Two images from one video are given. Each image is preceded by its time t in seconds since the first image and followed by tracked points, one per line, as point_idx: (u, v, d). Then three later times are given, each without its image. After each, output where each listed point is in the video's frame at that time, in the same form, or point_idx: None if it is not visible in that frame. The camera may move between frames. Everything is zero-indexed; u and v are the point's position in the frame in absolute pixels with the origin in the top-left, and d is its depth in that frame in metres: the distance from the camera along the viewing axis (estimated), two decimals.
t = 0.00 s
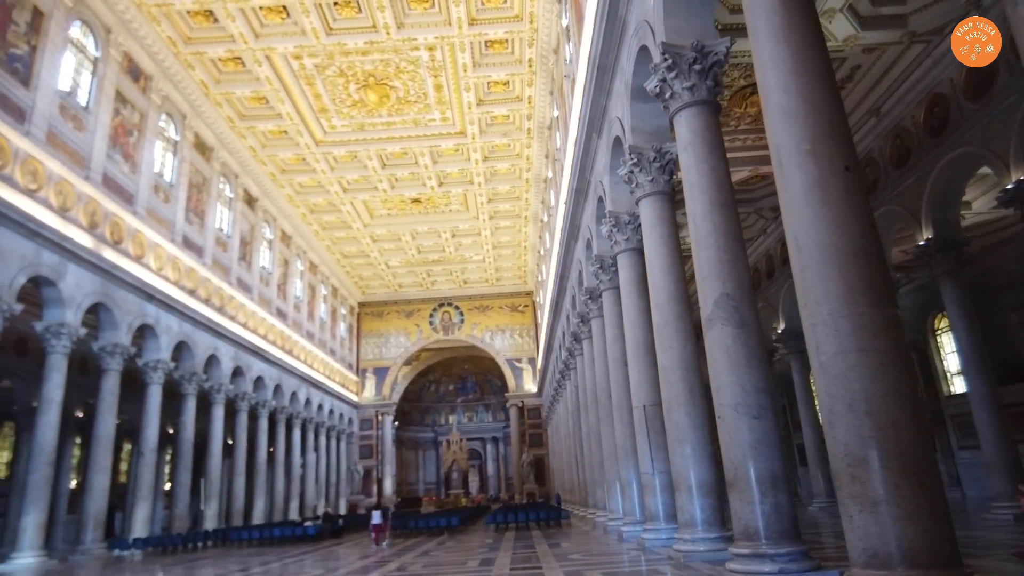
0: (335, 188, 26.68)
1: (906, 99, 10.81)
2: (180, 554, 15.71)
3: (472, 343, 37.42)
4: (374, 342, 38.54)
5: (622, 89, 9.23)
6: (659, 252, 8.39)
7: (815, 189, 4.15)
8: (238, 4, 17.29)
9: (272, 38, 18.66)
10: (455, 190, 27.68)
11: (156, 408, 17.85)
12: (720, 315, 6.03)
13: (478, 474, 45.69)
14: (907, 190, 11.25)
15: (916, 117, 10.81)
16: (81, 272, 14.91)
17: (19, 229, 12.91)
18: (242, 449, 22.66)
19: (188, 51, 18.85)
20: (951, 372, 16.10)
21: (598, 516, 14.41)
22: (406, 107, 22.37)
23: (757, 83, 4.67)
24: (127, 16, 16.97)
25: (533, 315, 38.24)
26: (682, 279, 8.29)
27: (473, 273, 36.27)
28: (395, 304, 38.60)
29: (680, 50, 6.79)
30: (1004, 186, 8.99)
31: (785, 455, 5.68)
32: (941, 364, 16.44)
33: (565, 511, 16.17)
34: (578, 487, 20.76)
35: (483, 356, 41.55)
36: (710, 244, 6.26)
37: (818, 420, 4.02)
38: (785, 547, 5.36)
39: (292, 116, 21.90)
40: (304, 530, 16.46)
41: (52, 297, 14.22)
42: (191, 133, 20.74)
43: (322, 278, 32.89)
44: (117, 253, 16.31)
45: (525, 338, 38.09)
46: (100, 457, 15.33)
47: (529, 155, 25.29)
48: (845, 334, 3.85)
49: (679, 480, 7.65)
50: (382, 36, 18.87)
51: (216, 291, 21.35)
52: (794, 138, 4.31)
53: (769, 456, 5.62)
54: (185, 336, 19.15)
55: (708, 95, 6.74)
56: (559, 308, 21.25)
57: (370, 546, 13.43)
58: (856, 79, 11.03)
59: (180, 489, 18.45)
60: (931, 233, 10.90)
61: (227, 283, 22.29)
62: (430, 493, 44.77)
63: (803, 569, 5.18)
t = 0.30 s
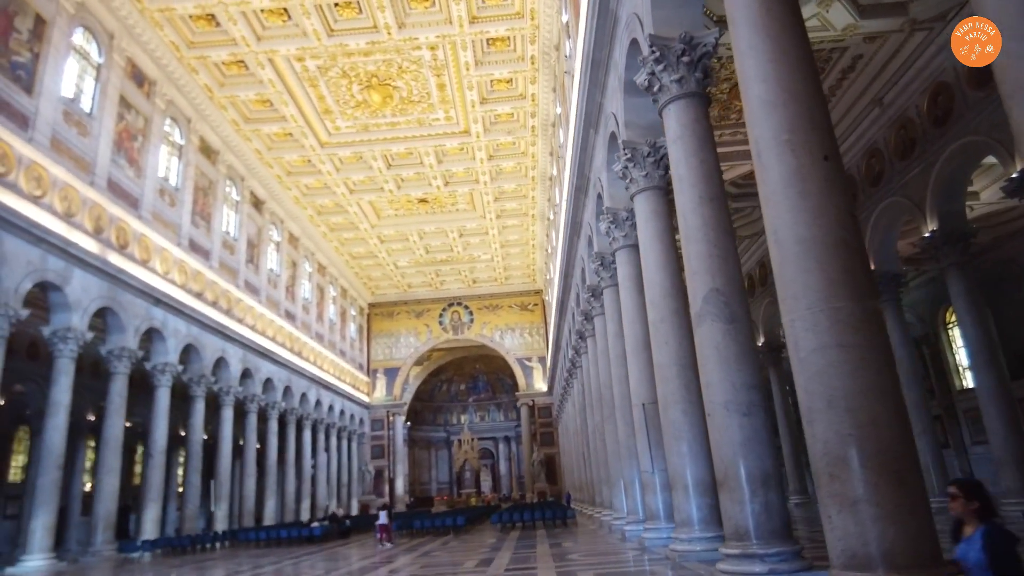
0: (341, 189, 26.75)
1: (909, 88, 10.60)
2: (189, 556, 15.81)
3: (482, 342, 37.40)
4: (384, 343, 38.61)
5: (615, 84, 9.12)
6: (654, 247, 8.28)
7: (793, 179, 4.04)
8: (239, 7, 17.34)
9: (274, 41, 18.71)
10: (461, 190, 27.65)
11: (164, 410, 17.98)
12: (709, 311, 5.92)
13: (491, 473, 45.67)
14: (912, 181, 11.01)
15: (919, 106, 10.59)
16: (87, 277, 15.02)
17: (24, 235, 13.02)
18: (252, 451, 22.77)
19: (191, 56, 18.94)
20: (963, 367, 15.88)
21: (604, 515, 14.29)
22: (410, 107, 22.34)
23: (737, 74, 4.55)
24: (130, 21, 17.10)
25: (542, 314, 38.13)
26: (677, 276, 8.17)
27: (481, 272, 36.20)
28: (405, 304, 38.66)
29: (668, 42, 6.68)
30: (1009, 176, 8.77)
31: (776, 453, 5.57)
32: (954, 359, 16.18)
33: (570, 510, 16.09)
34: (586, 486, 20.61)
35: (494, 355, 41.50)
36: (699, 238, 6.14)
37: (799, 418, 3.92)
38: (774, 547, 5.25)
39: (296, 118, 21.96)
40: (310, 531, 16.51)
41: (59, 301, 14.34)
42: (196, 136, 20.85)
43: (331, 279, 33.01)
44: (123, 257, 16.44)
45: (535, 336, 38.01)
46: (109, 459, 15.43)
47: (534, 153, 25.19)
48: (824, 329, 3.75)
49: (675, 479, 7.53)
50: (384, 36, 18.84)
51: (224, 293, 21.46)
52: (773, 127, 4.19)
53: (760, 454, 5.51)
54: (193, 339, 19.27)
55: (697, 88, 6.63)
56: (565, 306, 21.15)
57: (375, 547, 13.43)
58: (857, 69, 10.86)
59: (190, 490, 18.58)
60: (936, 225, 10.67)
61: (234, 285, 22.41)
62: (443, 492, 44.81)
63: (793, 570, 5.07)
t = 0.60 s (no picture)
0: (341, 192, 26.75)
1: (903, 87, 10.51)
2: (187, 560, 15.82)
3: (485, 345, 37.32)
4: (387, 345, 38.59)
5: (603, 84, 9.06)
6: (642, 248, 8.21)
7: (765, 177, 3.96)
8: (236, 11, 17.37)
9: (271, 44, 18.73)
10: (461, 192, 27.61)
11: (163, 414, 18.00)
12: (692, 311, 5.84)
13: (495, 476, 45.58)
14: (907, 180, 10.90)
15: (914, 104, 10.47)
16: (84, 281, 15.06)
17: (19, 240, 13.05)
18: (252, 455, 22.77)
19: (189, 60, 18.99)
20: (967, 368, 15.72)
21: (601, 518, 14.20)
22: (408, 110, 22.32)
23: (712, 71, 4.47)
24: (127, 27, 17.16)
25: (545, 316, 38.03)
26: (666, 276, 8.10)
27: (483, 274, 36.11)
28: (407, 307, 38.64)
29: (651, 41, 6.62)
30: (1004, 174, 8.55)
31: (760, 456, 5.47)
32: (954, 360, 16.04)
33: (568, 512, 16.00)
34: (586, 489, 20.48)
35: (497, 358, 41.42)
36: (682, 239, 6.06)
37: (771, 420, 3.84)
38: (757, 552, 5.15)
39: (294, 122, 21.97)
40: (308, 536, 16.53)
41: (55, 306, 14.37)
42: (195, 140, 20.91)
43: (332, 282, 33.02)
44: (121, 261, 16.47)
45: (538, 338, 37.91)
46: (107, 463, 15.40)
47: (534, 155, 25.14)
48: (795, 330, 3.68)
49: (664, 482, 7.41)
50: (380, 39, 18.83)
51: (223, 297, 21.46)
52: (745, 125, 4.12)
53: (743, 457, 5.42)
54: (191, 343, 19.27)
55: (681, 87, 6.56)
56: (564, 308, 21.04)
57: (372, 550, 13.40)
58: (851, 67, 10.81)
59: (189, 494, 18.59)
60: (931, 224, 10.54)
61: (234, 289, 22.43)
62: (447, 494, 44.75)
63: (775, 575, 4.97)
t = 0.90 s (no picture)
0: (346, 191, 26.79)
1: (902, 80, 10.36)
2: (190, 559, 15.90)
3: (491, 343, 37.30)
4: (394, 344, 38.63)
5: (594, 80, 9.00)
6: (633, 245, 8.15)
7: (738, 172, 3.89)
8: (236, 12, 17.41)
9: (272, 45, 18.78)
10: (465, 190, 27.58)
11: (168, 414, 18.11)
12: (677, 309, 5.77)
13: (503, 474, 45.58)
14: (907, 175, 10.74)
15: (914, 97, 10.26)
16: (87, 282, 15.16)
17: (22, 242, 13.16)
18: (258, 454, 22.85)
19: (191, 61, 19.07)
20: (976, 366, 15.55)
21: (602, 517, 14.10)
22: (410, 109, 22.30)
23: (688, 65, 4.39)
24: (128, 29, 17.25)
25: (551, 313, 37.95)
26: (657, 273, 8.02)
27: (489, 272, 36.08)
28: (413, 305, 38.68)
29: (637, 35, 6.57)
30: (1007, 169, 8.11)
31: (746, 454, 5.38)
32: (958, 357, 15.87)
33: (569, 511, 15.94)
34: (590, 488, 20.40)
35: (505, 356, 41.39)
36: (667, 235, 5.99)
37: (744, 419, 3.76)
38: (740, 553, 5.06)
39: (297, 122, 22.01)
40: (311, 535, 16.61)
41: (58, 307, 14.48)
42: (198, 141, 21.02)
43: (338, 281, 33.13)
44: (124, 262, 16.58)
45: (544, 336, 37.84)
46: (111, 463, 15.48)
47: (537, 152, 25.08)
48: (767, 328, 3.60)
49: (655, 480, 7.29)
50: (380, 38, 18.82)
51: (227, 297, 21.55)
52: (719, 118, 4.05)
53: (728, 455, 5.33)
54: (195, 343, 19.37)
55: (667, 81, 6.49)
56: (567, 306, 20.94)
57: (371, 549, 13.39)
58: (850, 60, 10.72)
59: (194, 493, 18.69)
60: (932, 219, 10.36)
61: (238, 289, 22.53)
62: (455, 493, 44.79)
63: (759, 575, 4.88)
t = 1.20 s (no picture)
0: (346, 190, 26.77)
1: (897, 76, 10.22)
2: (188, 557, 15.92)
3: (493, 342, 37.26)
4: (396, 343, 38.67)
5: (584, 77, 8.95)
6: (620, 243, 8.09)
7: (706, 169, 3.84)
8: (233, 11, 17.43)
9: (270, 44, 18.77)
10: (465, 189, 27.52)
11: (166, 412, 18.16)
12: (657, 307, 5.73)
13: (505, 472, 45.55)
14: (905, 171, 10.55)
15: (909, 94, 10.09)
16: (84, 281, 15.19)
17: (18, 241, 13.17)
18: (257, 452, 22.86)
19: (189, 61, 19.12)
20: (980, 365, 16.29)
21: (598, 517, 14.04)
22: (409, 107, 22.25)
23: (662, 60, 4.34)
24: (127, 28, 17.29)
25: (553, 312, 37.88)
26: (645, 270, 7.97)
27: (491, 271, 36.01)
28: (415, 304, 38.71)
29: (621, 31, 6.52)
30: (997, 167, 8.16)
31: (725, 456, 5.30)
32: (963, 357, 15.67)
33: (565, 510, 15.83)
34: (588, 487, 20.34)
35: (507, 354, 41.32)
36: (648, 233, 5.93)
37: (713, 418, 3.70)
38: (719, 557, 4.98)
39: (296, 120, 22.00)
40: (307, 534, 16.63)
41: (55, 306, 14.51)
42: (197, 140, 21.06)
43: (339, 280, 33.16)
44: (122, 261, 16.61)
45: (546, 335, 37.75)
46: (109, 461, 15.55)
47: (537, 151, 25.00)
48: (733, 326, 3.55)
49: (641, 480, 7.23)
50: (377, 36, 18.77)
51: (227, 296, 21.56)
52: (689, 113, 3.99)
53: (707, 456, 5.25)
54: (194, 341, 19.40)
55: (651, 78, 6.43)
56: (565, 305, 20.89)
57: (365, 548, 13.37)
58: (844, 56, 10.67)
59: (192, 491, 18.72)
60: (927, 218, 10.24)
61: (238, 288, 22.57)
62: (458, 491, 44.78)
63: None
